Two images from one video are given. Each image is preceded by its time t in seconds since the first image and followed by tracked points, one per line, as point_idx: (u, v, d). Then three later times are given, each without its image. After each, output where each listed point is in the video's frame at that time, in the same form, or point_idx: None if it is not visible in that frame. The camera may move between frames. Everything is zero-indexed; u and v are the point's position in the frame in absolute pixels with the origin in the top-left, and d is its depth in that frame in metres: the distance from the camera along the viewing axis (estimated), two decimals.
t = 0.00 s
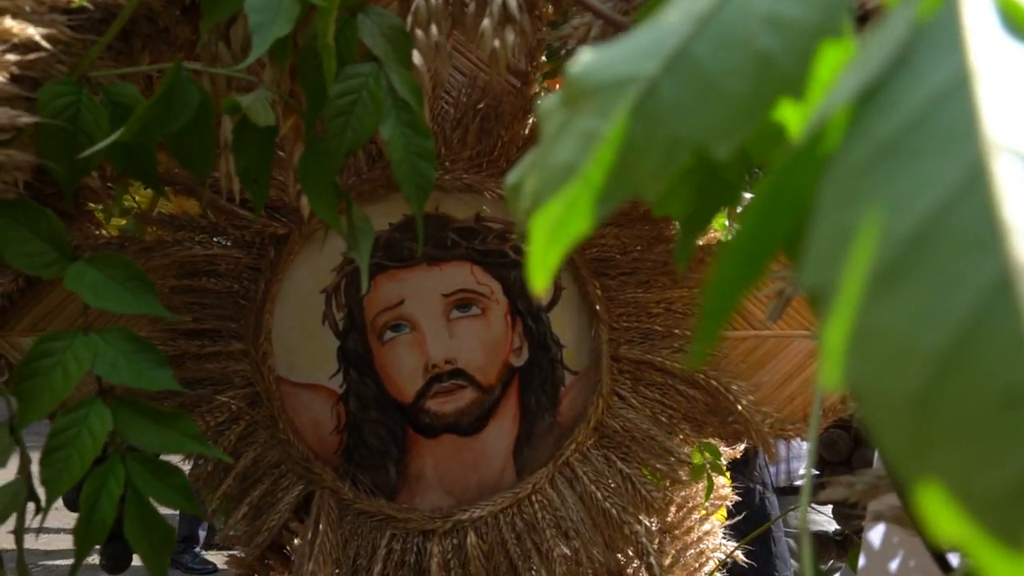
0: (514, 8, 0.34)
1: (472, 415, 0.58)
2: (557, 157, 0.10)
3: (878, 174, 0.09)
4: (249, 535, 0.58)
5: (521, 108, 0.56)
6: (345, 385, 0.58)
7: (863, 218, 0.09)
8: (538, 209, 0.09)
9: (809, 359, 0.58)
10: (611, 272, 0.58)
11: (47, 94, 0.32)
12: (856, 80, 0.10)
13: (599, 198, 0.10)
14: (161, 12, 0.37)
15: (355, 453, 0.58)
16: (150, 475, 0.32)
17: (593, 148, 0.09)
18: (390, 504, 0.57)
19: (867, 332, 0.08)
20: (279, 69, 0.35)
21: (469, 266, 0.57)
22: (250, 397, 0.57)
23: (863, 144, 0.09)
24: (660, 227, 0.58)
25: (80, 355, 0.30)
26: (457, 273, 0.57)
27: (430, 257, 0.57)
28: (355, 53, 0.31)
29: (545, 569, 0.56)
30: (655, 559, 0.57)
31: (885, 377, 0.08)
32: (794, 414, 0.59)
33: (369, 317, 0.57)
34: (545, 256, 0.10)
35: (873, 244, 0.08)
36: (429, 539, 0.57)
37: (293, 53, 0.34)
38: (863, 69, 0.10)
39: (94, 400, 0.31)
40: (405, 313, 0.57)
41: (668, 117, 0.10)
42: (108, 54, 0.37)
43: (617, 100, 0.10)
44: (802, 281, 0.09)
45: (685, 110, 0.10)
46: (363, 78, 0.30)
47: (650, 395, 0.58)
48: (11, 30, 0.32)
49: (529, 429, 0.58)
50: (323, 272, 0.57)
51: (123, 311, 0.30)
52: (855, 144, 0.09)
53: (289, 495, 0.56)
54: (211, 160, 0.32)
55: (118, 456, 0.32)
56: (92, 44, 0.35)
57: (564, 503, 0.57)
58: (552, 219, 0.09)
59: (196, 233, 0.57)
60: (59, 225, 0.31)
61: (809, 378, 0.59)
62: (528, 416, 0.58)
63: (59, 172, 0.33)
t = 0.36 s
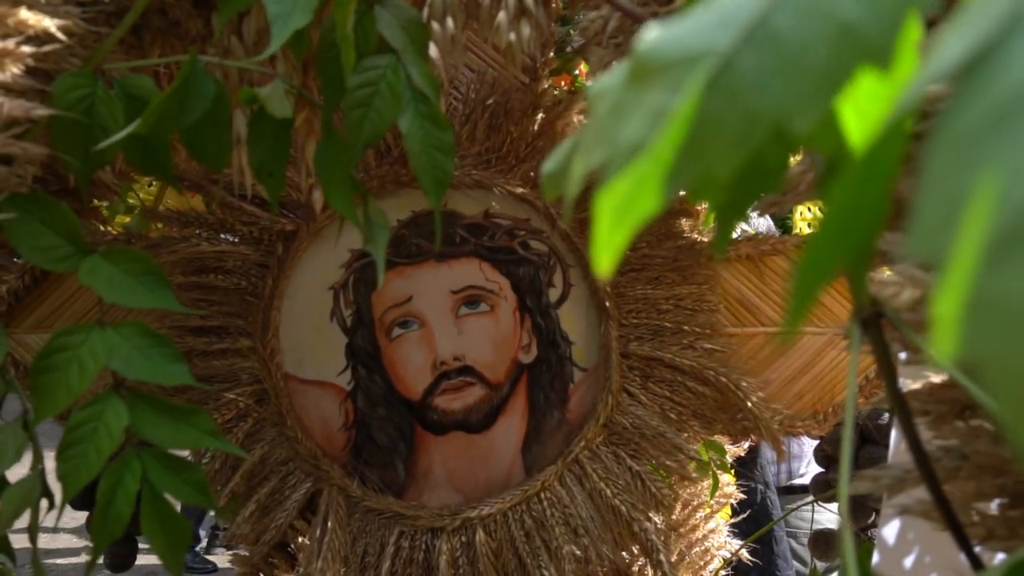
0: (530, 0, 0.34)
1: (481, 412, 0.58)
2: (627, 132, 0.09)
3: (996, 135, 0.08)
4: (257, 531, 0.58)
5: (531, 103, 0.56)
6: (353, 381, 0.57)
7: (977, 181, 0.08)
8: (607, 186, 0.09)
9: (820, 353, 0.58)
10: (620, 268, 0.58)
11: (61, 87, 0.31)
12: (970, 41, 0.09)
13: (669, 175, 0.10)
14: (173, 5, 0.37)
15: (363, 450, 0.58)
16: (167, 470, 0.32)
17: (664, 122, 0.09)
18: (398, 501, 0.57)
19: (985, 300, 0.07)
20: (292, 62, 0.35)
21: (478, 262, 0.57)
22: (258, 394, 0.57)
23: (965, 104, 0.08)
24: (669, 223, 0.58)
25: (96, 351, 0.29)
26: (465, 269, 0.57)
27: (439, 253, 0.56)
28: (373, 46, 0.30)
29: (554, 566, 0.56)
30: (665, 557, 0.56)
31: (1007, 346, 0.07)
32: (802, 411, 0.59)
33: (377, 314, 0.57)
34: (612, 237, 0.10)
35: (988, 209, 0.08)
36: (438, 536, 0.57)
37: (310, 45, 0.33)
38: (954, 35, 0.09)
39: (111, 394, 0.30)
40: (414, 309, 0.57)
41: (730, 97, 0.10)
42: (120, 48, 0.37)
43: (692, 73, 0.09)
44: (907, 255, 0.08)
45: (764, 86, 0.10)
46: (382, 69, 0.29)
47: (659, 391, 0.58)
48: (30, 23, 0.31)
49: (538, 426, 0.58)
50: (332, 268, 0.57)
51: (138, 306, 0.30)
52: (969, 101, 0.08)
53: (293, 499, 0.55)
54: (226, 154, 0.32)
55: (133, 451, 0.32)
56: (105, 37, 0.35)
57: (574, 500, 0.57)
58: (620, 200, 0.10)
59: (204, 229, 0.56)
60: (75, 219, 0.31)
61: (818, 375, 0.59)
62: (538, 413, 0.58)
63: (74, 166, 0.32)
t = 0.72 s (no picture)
0: None
1: (487, 410, 0.57)
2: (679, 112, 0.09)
3: None
4: (263, 530, 0.57)
5: (537, 100, 0.55)
6: (358, 379, 0.57)
7: None
8: (660, 165, 0.09)
9: (828, 349, 0.59)
10: (627, 265, 0.58)
11: (69, 79, 0.29)
12: None
13: (724, 154, 0.09)
14: None
15: (369, 448, 0.57)
16: (177, 467, 0.31)
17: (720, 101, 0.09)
18: (404, 499, 0.57)
19: None
20: (301, 56, 0.35)
21: (483, 259, 0.57)
22: (263, 392, 0.57)
23: None
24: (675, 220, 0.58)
25: (106, 347, 0.29)
26: (471, 267, 0.57)
27: (444, 250, 0.56)
28: (385, 40, 0.29)
29: (561, 565, 0.56)
30: (672, 555, 0.56)
31: None
32: (808, 408, 0.59)
33: (383, 312, 0.57)
34: (665, 215, 0.09)
35: None
36: (444, 535, 0.57)
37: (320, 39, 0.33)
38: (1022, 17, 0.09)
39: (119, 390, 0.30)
40: (419, 307, 0.57)
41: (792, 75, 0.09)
42: (127, 42, 0.37)
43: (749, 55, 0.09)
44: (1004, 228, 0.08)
45: (826, 62, 0.10)
46: (394, 62, 0.28)
47: (666, 389, 0.58)
48: (40, 16, 0.30)
49: (544, 424, 0.58)
50: (337, 265, 0.57)
51: (150, 302, 0.30)
52: None
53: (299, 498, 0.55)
54: (237, 148, 0.32)
55: (144, 449, 0.31)
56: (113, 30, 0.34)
57: (580, 499, 0.57)
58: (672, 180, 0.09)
59: (207, 227, 0.56)
60: (85, 214, 0.30)
61: (824, 373, 0.59)
62: (544, 411, 0.57)
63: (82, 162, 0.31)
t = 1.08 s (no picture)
0: None
1: (493, 408, 0.57)
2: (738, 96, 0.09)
3: None
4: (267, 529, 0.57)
5: (542, 98, 0.55)
6: (363, 378, 0.57)
7: None
8: (719, 148, 0.09)
9: (832, 348, 0.59)
10: (633, 263, 0.57)
11: (81, 72, 0.29)
12: None
13: (786, 136, 0.09)
14: None
15: (373, 447, 0.57)
16: (188, 465, 0.31)
17: (781, 85, 0.09)
18: (409, 498, 0.57)
19: None
20: (309, 52, 0.35)
21: (488, 258, 0.57)
22: (268, 390, 0.57)
23: None
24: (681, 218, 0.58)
25: (116, 343, 0.29)
26: (476, 265, 0.56)
27: (449, 248, 0.56)
28: (398, 33, 0.29)
29: (567, 564, 0.56)
30: (678, 553, 0.56)
31: None
32: (814, 407, 0.59)
33: (388, 310, 0.57)
34: (721, 200, 0.10)
35: None
36: (449, 534, 0.56)
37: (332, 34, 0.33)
38: None
39: (131, 387, 0.30)
40: (424, 305, 0.57)
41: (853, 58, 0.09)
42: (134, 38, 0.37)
43: (806, 37, 0.09)
44: None
45: (894, 41, 0.10)
46: (407, 56, 0.28)
47: (672, 387, 0.58)
48: (50, 10, 0.29)
49: (550, 423, 0.57)
50: (341, 263, 0.57)
51: (159, 298, 0.29)
52: None
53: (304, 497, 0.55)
54: (247, 143, 0.31)
55: (153, 447, 0.31)
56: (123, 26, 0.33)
57: (586, 498, 0.57)
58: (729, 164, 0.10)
59: (211, 225, 0.56)
60: (95, 209, 0.30)
61: (829, 371, 0.59)
62: (549, 409, 0.57)
63: (90, 156, 0.30)
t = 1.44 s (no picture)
0: None
1: (500, 407, 0.57)
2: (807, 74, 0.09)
3: None
4: (274, 529, 0.57)
5: (550, 97, 0.56)
6: (370, 376, 0.57)
7: None
8: (787, 129, 0.09)
9: (839, 348, 0.59)
10: (640, 262, 0.57)
11: (94, 68, 0.29)
12: None
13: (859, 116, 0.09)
14: None
15: (380, 446, 0.57)
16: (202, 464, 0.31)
17: (855, 62, 0.09)
18: (416, 498, 0.56)
19: None
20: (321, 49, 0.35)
21: (495, 256, 0.56)
22: (274, 389, 0.56)
23: None
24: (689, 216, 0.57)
25: (130, 341, 0.29)
26: (483, 264, 0.56)
27: (456, 247, 0.56)
28: (415, 28, 0.29)
29: (575, 564, 0.55)
30: (686, 552, 0.56)
31: None
32: (821, 406, 0.59)
33: (395, 309, 0.57)
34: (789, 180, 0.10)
35: None
36: (456, 533, 0.56)
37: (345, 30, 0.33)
38: None
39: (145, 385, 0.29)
40: (431, 304, 0.56)
41: (919, 39, 0.10)
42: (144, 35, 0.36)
43: (879, 16, 0.09)
44: None
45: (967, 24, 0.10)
46: (424, 51, 0.28)
47: (680, 386, 0.57)
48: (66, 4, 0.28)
49: (557, 422, 0.57)
50: (348, 262, 0.56)
51: (172, 296, 0.29)
52: None
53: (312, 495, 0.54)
54: (260, 140, 0.31)
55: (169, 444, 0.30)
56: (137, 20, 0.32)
57: (593, 497, 0.56)
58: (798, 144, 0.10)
59: (218, 223, 0.56)
60: (109, 206, 0.30)
61: (837, 370, 0.59)
62: (556, 408, 0.57)
63: (103, 153, 0.30)
